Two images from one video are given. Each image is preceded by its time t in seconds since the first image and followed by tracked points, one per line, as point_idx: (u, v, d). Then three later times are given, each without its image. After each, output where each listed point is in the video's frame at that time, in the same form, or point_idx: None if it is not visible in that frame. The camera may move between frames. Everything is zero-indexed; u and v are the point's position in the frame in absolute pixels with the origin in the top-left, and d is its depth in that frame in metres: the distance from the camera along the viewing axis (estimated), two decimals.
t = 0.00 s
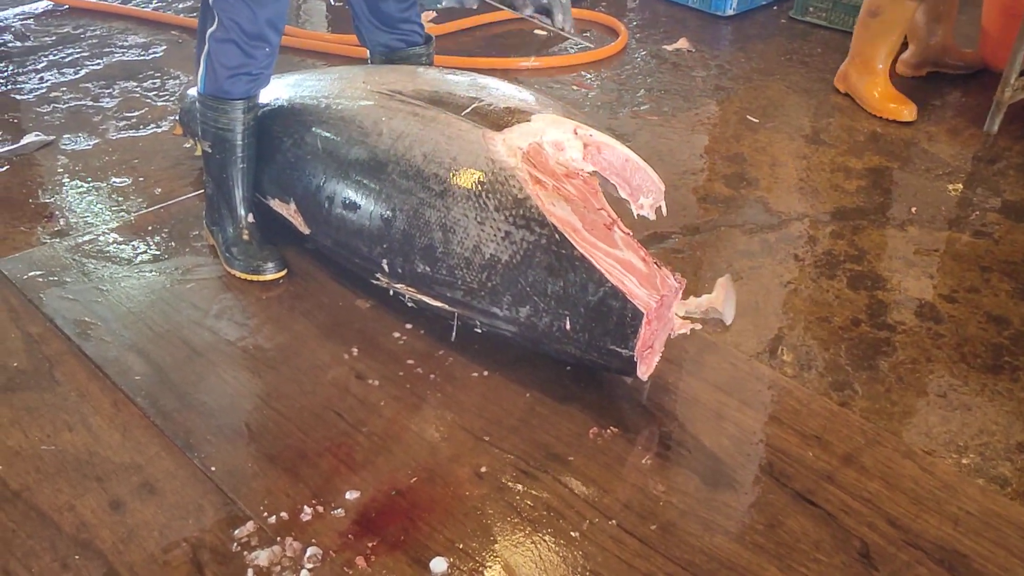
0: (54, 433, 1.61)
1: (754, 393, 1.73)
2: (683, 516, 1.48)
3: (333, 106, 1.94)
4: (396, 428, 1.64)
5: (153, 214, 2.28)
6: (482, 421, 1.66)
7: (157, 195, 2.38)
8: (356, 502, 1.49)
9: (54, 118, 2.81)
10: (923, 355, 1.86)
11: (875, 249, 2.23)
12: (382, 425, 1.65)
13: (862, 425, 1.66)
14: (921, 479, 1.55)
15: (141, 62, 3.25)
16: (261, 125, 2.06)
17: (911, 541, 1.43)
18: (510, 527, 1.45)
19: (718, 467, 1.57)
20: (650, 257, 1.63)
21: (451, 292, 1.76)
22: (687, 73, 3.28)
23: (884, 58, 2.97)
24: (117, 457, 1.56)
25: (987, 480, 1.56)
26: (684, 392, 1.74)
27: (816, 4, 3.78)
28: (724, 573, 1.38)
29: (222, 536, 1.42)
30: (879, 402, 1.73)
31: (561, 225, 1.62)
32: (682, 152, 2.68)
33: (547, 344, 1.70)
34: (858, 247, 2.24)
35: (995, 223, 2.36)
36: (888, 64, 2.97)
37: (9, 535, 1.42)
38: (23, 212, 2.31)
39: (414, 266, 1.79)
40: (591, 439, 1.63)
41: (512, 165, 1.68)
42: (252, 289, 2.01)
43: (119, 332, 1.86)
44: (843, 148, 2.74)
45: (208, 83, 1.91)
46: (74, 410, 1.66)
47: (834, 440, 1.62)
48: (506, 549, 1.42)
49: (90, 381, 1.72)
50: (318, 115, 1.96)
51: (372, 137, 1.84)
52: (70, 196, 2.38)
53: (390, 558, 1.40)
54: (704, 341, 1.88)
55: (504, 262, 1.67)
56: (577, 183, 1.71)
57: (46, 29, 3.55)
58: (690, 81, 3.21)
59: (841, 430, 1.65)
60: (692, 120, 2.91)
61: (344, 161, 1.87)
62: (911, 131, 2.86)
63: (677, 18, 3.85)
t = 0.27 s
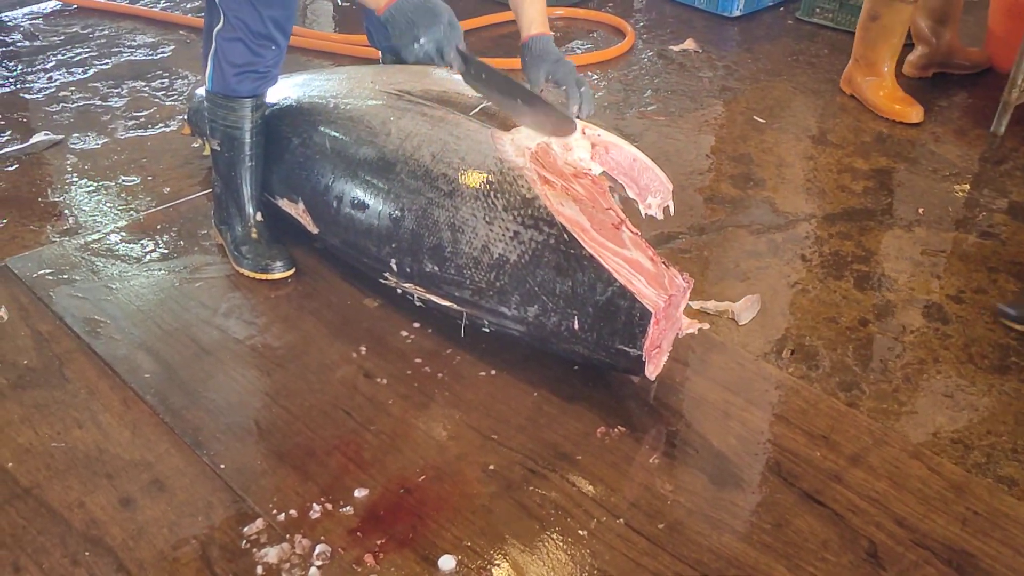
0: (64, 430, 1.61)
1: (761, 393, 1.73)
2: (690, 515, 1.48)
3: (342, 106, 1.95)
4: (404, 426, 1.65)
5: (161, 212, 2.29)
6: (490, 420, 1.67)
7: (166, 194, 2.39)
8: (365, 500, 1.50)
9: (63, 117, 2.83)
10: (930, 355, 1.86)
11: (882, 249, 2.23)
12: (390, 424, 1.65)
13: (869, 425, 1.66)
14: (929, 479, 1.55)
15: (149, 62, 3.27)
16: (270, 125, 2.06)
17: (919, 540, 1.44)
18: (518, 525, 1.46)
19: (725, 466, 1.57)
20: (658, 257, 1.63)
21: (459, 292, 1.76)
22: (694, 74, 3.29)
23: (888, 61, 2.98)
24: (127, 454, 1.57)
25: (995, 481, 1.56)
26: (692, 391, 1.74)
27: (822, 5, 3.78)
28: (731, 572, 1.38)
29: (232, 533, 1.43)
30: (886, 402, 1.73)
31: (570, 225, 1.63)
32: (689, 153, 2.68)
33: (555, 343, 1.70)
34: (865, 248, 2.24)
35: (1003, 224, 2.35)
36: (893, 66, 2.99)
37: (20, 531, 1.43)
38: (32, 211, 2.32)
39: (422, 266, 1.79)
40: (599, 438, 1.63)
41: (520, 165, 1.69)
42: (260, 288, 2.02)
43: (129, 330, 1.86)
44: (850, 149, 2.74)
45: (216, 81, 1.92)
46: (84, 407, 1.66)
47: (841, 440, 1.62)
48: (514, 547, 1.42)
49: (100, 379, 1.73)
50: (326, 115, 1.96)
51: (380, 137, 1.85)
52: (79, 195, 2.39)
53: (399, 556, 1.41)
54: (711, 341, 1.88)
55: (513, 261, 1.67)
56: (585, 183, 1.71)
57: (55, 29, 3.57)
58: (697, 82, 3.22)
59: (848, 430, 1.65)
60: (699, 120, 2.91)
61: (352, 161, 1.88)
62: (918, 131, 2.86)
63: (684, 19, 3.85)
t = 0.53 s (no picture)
0: (68, 431, 1.62)
1: (762, 394, 1.74)
2: (692, 516, 1.48)
3: (346, 107, 1.96)
4: (406, 427, 1.65)
5: (165, 214, 2.30)
6: (492, 421, 1.68)
7: (169, 196, 2.40)
8: (368, 500, 1.50)
9: (67, 120, 2.84)
10: (931, 357, 1.87)
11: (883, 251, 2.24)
12: (392, 425, 1.66)
13: (870, 426, 1.67)
14: (930, 480, 1.55)
15: (153, 64, 3.28)
16: (274, 127, 2.08)
17: (919, 541, 1.44)
18: (520, 526, 1.46)
19: (726, 467, 1.58)
20: (660, 258, 1.65)
21: (463, 292, 1.77)
22: (695, 76, 3.30)
23: (889, 65, 2.98)
24: (131, 455, 1.58)
25: (995, 482, 1.56)
26: (693, 392, 1.75)
27: (823, 7, 3.79)
28: (732, 573, 1.39)
29: (235, 533, 1.44)
30: (888, 403, 1.73)
31: (574, 225, 1.63)
32: (691, 155, 2.69)
33: (558, 343, 1.71)
34: (866, 250, 2.25)
35: (1004, 226, 2.36)
36: (894, 70, 2.98)
37: (24, 531, 1.43)
38: (36, 213, 2.33)
39: (426, 265, 1.80)
40: (601, 439, 1.64)
41: (524, 165, 1.70)
42: (264, 289, 2.03)
43: (132, 331, 1.87)
44: (851, 151, 2.75)
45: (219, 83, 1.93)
46: (88, 408, 1.67)
47: (842, 441, 1.63)
48: (516, 547, 1.43)
49: (104, 380, 1.74)
50: (331, 116, 1.97)
51: (385, 137, 1.86)
52: (82, 197, 2.40)
53: (402, 556, 1.41)
54: (713, 342, 1.89)
55: (516, 261, 1.68)
56: (588, 185, 1.72)
57: (59, 32, 3.58)
58: (698, 85, 3.22)
59: (849, 431, 1.65)
60: (700, 123, 2.92)
61: (356, 162, 1.89)
62: (919, 134, 2.87)
63: (685, 22, 3.86)
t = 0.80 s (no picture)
0: (66, 432, 1.62)
1: (760, 395, 1.74)
2: (689, 516, 1.49)
3: (345, 108, 1.96)
4: (405, 428, 1.66)
5: (163, 216, 2.30)
6: (490, 422, 1.68)
7: (168, 198, 2.40)
8: (366, 501, 1.51)
9: (65, 121, 2.84)
10: (928, 358, 1.87)
11: (880, 252, 2.25)
12: (391, 426, 1.66)
13: (868, 426, 1.67)
14: (927, 481, 1.56)
15: (151, 66, 3.28)
16: (273, 128, 2.08)
17: (917, 542, 1.44)
18: (519, 526, 1.47)
19: (724, 468, 1.58)
20: (660, 258, 1.66)
21: (463, 292, 1.77)
22: (693, 78, 3.30)
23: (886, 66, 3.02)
24: (129, 456, 1.58)
25: (992, 482, 1.57)
26: (691, 393, 1.75)
27: (821, 10, 3.80)
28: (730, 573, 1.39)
29: (234, 534, 1.44)
30: (885, 404, 1.74)
31: (574, 224, 1.64)
32: (688, 157, 2.69)
33: (557, 343, 1.71)
34: (863, 252, 2.25)
35: (1001, 228, 2.37)
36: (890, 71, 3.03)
37: (23, 532, 1.43)
38: (34, 214, 2.33)
39: (425, 265, 1.80)
40: (599, 440, 1.64)
41: (524, 165, 1.70)
42: (262, 291, 2.03)
43: (131, 332, 1.87)
44: (848, 153, 2.76)
45: (218, 85, 1.94)
46: (86, 409, 1.67)
47: (840, 442, 1.63)
48: (514, 548, 1.43)
49: (102, 381, 1.74)
50: (330, 117, 1.98)
51: (385, 138, 1.86)
52: (81, 199, 2.40)
53: (400, 557, 1.41)
54: (711, 343, 1.89)
55: (516, 261, 1.68)
56: (588, 186, 1.74)
57: (57, 33, 3.59)
58: (696, 87, 3.23)
59: (847, 431, 1.66)
60: (698, 125, 2.92)
61: (356, 162, 1.89)
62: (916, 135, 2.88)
63: (683, 24, 3.87)
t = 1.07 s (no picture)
0: (63, 435, 1.62)
1: (758, 397, 1.74)
2: (687, 518, 1.49)
3: (342, 111, 1.96)
4: (402, 430, 1.66)
5: (161, 218, 2.30)
6: (487, 424, 1.68)
7: (165, 200, 2.40)
8: (364, 504, 1.51)
9: (62, 124, 2.84)
10: (926, 359, 1.87)
11: (877, 253, 2.25)
12: (388, 428, 1.66)
13: (865, 428, 1.68)
14: (924, 482, 1.56)
15: (149, 68, 3.28)
16: (270, 131, 2.08)
17: (914, 543, 1.44)
18: (516, 529, 1.47)
19: (722, 469, 1.58)
20: (657, 261, 1.66)
21: (460, 294, 1.77)
22: (691, 80, 3.31)
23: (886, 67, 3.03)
24: (126, 458, 1.58)
25: (989, 484, 1.57)
26: (688, 395, 1.75)
27: (818, 11, 3.80)
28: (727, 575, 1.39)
29: (230, 537, 1.44)
30: (882, 405, 1.74)
31: (571, 228, 1.64)
32: (686, 158, 2.70)
33: (555, 345, 1.71)
34: (860, 253, 2.25)
35: (998, 229, 2.37)
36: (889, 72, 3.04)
37: (19, 535, 1.43)
38: (32, 216, 2.33)
39: (422, 268, 1.80)
40: (596, 442, 1.64)
41: (521, 168, 1.70)
42: (259, 293, 2.03)
43: (128, 335, 1.87)
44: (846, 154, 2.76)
45: (215, 88, 1.94)
46: (83, 412, 1.67)
47: (837, 443, 1.63)
48: (511, 550, 1.43)
49: (99, 383, 1.74)
50: (327, 119, 1.98)
51: (382, 140, 1.86)
52: (78, 201, 2.40)
53: (397, 559, 1.41)
54: (709, 345, 1.89)
55: (513, 264, 1.68)
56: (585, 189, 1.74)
57: (55, 35, 3.59)
58: (694, 88, 3.23)
59: (844, 433, 1.66)
60: (696, 126, 2.93)
61: (353, 165, 1.89)
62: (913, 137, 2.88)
63: (681, 26, 3.88)
